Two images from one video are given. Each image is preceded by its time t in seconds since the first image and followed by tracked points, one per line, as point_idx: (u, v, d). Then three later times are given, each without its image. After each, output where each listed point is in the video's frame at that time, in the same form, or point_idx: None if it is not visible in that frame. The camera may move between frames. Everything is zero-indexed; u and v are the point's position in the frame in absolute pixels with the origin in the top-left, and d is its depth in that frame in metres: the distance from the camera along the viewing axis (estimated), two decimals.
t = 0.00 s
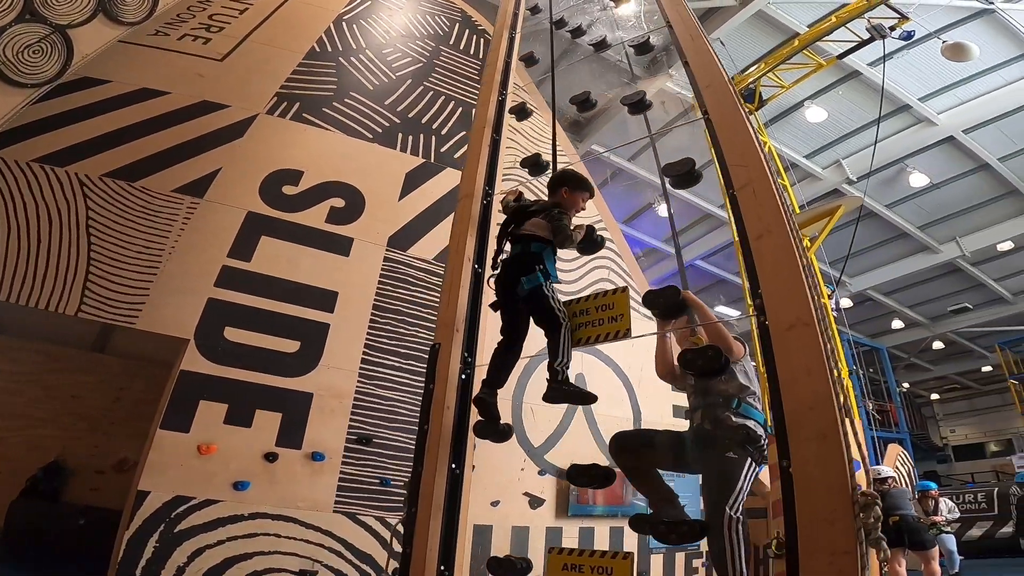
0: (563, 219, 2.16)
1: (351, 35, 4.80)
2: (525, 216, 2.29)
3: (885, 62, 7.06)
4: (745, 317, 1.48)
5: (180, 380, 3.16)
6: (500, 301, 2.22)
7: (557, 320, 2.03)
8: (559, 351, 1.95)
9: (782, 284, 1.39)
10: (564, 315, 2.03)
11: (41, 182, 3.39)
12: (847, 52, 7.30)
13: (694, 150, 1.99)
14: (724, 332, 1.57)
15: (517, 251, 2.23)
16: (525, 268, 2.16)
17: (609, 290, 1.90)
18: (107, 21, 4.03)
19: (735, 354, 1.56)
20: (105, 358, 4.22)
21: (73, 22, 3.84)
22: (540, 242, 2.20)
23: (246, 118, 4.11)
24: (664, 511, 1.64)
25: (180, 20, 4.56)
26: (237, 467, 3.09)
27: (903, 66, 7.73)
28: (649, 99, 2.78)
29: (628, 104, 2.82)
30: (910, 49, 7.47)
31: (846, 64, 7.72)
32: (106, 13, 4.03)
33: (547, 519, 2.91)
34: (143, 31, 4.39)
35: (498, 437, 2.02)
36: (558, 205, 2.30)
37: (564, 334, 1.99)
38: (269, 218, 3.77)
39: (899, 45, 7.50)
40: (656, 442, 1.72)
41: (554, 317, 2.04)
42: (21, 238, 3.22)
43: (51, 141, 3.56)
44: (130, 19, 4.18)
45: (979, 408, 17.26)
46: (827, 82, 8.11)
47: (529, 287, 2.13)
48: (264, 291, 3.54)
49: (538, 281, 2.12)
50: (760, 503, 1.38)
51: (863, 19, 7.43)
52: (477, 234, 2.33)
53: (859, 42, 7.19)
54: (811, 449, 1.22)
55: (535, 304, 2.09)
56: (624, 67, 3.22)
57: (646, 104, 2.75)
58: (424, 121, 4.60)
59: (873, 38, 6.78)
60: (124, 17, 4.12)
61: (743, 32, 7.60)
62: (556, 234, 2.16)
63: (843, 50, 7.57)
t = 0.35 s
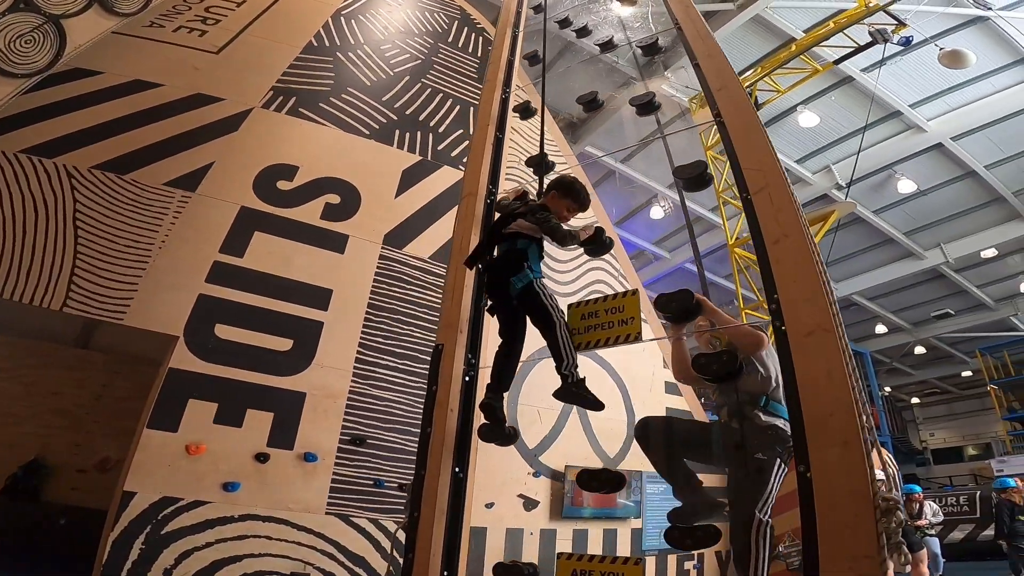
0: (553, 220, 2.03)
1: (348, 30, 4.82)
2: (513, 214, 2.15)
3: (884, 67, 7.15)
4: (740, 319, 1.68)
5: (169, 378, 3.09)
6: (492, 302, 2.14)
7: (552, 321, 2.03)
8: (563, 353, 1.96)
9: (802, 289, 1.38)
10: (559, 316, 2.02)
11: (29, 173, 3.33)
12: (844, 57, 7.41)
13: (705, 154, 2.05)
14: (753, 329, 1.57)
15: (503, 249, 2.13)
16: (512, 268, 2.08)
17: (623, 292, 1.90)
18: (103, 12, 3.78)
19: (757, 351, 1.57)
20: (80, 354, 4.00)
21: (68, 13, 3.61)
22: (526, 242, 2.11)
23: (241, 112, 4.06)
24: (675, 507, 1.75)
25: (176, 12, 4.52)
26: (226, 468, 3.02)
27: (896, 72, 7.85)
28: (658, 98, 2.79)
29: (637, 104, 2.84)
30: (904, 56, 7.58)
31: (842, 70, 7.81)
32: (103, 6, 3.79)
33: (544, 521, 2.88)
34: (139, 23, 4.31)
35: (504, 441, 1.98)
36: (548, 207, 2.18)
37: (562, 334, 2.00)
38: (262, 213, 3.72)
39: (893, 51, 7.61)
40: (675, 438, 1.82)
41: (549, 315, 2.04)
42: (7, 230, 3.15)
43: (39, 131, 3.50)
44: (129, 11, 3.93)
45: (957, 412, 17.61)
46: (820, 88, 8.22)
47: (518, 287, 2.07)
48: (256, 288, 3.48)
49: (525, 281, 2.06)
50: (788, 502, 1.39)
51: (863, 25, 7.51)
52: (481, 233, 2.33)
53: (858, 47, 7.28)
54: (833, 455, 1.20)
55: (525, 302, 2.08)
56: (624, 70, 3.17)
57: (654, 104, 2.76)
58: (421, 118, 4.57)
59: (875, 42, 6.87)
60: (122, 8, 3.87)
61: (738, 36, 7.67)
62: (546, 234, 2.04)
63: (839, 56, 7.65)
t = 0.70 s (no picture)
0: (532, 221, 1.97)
1: (341, 28, 4.80)
2: (485, 215, 2.07)
3: (873, 70, 7.24)
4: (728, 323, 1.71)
5: (152, 375, 3.05)
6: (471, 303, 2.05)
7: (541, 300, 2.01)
8: (540, 322, 1.98)
9: (790, 291, 1.39)
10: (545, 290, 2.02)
11: (12, 167, 3.29)
12: (833, 61, 7.50)
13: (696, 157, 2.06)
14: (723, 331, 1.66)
15: (475, 251, 2.05)
16: (484, 270, 2.00)
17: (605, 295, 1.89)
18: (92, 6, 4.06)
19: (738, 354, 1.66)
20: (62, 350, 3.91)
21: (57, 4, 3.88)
22: (499, 243, 2.03)
23: (230, 107, 4.03)
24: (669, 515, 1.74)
25: (165, 8, 4.56)
26: (209, 467, 2.98)
27: (884, 77, 7.94)
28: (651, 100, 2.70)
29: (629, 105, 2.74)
30: (893, 60, 7.68)
31: (831, 74, 7.91)
32: None
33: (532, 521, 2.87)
34: (129, 17, 4.36)
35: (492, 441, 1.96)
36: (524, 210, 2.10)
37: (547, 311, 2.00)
38: (250, 209, 3.68)
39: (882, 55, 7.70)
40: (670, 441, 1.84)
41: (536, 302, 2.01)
42: None
43: (24, 126, 3.48)
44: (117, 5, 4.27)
45: (939, 414, 17.87)
46: (808, 92, 8.31)
47: (494, 287, 2.00)
48: (243, 285, 3.45)
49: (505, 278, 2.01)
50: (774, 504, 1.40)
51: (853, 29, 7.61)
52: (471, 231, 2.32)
53: (847, 51, 7.38)
54: (819, 457, 1.21)
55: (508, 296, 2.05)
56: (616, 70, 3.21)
57: (646, 105, 2.67)
58: (413, 116, 4.55)
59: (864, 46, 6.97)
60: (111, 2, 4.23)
61: (728, 40, 7.75)
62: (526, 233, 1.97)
63: (830, 60, 7.74)
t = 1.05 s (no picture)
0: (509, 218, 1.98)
1: (334, 26, 4.78)
2: (464, 213, 2.07)
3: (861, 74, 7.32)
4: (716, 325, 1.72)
5: (136, 373, 3.02)
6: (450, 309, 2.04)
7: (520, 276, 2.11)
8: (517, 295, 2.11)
9: (774, 293, 1.40)
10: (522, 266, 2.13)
11: None
12: (822, 65, 7.57)
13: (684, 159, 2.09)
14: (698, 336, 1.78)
15: (451, 246, 2.03)
16: (461, 268, 1.99)
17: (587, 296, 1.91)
18: (81, 2, 3.95)
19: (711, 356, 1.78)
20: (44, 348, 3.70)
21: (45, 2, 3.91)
22: (475, 240, 2.01)
23: (219, 105, 4.01)
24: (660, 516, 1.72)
25: (157, 5, 4.55)
26: (194, 465, 2.95)
27: (872, 81, 8.03)
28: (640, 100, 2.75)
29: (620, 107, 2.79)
30: (880, 64, 7.76)
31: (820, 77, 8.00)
32: None
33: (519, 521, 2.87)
34: (118, 14, 4.35)
35: (478, 439, 1.93)
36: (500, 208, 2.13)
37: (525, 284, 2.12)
38: (238, 207, 3.66)
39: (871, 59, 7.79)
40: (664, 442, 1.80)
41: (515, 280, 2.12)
42: None
43: (9, 121, 3.45)
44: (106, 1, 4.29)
45: (922, 416, 18.12)
46: (797, 96, 8.39)
47: (472, 280, 2.01)
48: (230, 283, 3.43)
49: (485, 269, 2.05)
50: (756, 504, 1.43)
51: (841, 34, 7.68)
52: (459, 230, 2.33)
53: (836, 55, 7.46)
54: (800, 457, 1.22)
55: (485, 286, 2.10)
56: (609, 71, 3.21)
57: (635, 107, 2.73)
58: (404, 116, 4.54)
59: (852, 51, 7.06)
60: None
61: (719, 43, 7.81)
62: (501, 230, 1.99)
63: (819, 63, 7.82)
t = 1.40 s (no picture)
0: (493, 214, 2.01)
1: (325, 25, 4.77)
2: (445, 206, 2.13)
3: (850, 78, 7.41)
4: (703, 325, 1.71)
5: (120, 372, 3.00)
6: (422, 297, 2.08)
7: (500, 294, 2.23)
8: (504, 320, 2.19)
9: (756, 296, 1.42)
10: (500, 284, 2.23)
11: None
12: (812, 69, 7.65)
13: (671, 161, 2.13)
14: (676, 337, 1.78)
15: (428, 241, 2.14)
16: (438, 262, 2.10)
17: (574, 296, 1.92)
18: None
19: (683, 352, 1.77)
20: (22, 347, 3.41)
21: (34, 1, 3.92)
22: (455, 238, 2.12)
23: (208, 103, 3.99)
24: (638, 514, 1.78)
25: (146, 3, 4.52)
26: (178, 465, 2.93)
27: (860, 85, 8.13)
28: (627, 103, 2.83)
29: (607, 110, 2.87)
30: (868, 68, 7.87)
31: (810, 81, 8.07)
32: None
33: (506, 522, 2.87)
34: (108, 12, 4.34)
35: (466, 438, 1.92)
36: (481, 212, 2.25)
37: (507, 304, 2.22)
38: (225, 206, 3.64)
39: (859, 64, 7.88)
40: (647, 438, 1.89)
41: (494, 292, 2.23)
42: None
43: None
44: None
45: (906, 418, 18.34)
46: (786, 100, 8.48)
47: (448, 278, 2.11)
48: (217, 282, 3.40)
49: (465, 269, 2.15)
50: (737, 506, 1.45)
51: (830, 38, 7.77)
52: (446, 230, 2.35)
53: (824, 59, 7.54)
54: (779, 458, 1.24)
55: (461, 286, 2.21)
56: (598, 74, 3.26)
57: (624, 109, 2.81)
58: (395, 116, 4.54)
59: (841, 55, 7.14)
60: None
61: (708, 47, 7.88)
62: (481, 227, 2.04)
63: (808, 68, 7.90)
